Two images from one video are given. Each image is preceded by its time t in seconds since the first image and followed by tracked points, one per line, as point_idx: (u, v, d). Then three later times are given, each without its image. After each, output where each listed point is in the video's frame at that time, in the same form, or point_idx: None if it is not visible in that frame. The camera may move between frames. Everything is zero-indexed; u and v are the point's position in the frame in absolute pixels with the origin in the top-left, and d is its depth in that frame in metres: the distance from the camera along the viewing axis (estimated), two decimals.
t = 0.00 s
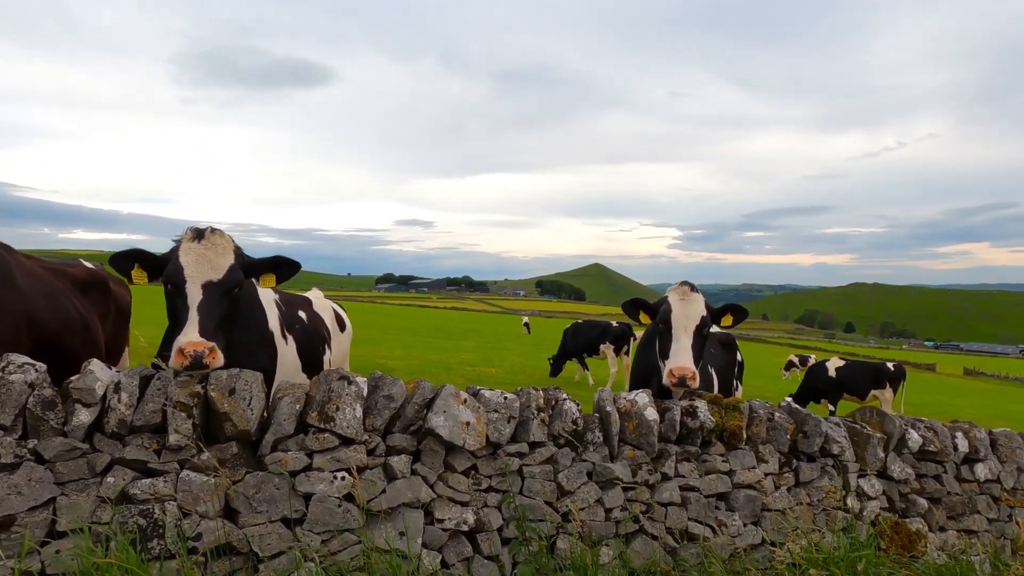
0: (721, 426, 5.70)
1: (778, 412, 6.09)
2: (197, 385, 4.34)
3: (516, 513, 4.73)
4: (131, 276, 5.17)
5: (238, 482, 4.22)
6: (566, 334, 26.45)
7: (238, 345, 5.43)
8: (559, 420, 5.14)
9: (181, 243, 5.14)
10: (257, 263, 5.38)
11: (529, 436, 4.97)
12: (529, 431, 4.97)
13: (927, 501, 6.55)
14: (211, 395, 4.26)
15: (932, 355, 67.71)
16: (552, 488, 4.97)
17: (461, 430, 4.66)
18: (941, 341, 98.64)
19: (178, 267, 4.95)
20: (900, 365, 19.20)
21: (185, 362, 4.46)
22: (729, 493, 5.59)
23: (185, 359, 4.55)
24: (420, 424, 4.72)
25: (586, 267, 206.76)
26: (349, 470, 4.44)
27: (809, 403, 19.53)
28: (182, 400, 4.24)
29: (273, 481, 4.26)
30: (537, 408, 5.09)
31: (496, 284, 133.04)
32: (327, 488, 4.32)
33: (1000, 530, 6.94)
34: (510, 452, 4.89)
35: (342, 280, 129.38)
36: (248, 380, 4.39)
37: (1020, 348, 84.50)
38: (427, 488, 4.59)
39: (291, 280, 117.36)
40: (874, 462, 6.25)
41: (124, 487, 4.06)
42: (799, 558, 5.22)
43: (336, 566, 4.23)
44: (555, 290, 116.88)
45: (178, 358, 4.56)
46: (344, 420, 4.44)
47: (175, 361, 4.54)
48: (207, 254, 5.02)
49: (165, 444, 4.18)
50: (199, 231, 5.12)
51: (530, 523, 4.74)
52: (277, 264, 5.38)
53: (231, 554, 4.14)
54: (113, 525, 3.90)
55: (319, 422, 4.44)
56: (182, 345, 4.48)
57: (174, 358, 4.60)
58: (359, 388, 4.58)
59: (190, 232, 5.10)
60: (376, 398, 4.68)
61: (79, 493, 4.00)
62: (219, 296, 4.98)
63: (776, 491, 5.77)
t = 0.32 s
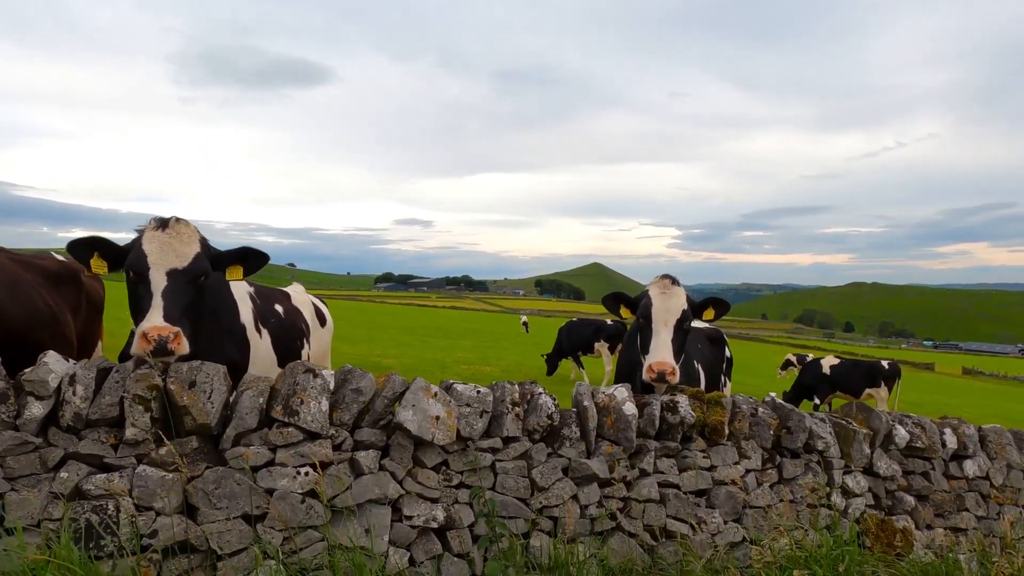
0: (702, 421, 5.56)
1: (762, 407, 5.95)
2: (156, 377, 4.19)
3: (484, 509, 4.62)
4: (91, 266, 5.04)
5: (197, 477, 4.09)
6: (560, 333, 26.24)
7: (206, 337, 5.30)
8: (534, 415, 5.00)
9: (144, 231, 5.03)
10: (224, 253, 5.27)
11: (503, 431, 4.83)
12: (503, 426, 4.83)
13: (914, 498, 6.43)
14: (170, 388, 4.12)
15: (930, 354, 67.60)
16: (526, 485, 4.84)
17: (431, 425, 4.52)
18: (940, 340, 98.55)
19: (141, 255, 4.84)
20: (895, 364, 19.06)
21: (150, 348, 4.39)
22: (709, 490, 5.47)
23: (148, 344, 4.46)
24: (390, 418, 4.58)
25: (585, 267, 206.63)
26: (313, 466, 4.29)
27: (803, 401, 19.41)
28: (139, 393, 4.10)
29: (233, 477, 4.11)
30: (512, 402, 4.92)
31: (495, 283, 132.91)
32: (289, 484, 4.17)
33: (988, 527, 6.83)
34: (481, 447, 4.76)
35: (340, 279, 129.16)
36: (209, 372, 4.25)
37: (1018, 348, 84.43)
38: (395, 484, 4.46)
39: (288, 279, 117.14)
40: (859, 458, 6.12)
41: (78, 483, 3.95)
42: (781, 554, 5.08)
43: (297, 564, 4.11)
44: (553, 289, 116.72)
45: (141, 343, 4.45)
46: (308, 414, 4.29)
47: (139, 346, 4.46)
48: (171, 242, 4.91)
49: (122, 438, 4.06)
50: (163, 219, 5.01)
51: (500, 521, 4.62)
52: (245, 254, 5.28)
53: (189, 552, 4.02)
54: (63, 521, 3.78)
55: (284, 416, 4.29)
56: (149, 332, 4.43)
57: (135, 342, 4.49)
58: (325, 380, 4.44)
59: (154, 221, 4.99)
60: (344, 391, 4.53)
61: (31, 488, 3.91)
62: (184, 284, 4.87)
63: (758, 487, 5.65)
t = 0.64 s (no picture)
0: (683, 420, 5.43)
1: (745, 406, 5.82)
2: (114, 375, 4.05)
3: (454, 511, 4.50)
4: (50, 263, 4.94)
5: (155, 478, 3.95)
6: (555, 333, 26.07)
7: (174, 335, 5.19)
8: (509, 414, 4.85)
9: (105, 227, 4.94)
10: (189, 250, 5.20)
11: (476, 430, 4.70)
12: (477, 425, 4.69)
13: (901, 499, 6.30)
14: (128, 386, 4.01)
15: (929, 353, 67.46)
16: (500, 486, 4.71)
17: (399, 424, 4.39)
18: (939, 340, 98.38)
19: (103, 250, 4.76)
20: (891, 363, 18.90)
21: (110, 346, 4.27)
22: (690, 490, 5.34)
23: (109, 341, 4.33)
24: (359, 417, 4.44)
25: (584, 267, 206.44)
26: (276, 467, 4.16)
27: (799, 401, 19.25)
28: (95, 391, 3.97)
29: (192, 478, 3.99)
30: (486, 400, 4.80)
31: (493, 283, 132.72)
32: (251, 486, 4.05)
33: (977, 528, 6.71)
34: (454, 447, 4.62)
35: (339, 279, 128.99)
36: (169, 370, 4.13)
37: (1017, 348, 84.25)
38: (363, 485, 4.33)
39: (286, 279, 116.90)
40: (846, 458, 5.99)
41: (31, 484, 3.83)
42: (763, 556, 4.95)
43: (258, 567, 3.98)
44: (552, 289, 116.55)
45: (102, 341, 4.32)
46: (272, 413, 4.15)
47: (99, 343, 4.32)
48: (133, 237, 4.84)
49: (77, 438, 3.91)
50: (125, 215, 4.95)
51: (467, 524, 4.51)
52: (211, 250, 5.22)
53: (145, 555, 3.90)
54: (12, 523, 3.64)
55: (247, 415, 4.16)
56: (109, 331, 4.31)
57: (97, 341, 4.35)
58: (290, 378, 4.31)
59: (116, 216, 4.92)
60: (312, 390, 4.40)
61: None
62: (148, 280, 4.79)
63: (741, 488, 5.53)
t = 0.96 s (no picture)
0: (662, 424, 5.30)
1: (726, 409, 5.69)
2: (67, 379, 3.92)
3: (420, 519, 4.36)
4: (8, 261, 4.80)
5: (108, 486, 3.83)
6: (548, 333, 25.92)
7: (139, 337, 5.05)
8: (481, 418, 4.71)
9: (65, 225, 4.80)
10: (154, 248, 5.08)
11: (447, 435, 4.56)
12: (447, 429, 4.55)
13: (886, 503, 6.20)
14: (81, 390, 3.88)
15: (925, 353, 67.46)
16: (470, 492, 4.59)
17: (365, 429, 4.25)
18: (935, 339, 98.42)
19: (62, 249, 4.63)
20: (884, 364, 18.78)
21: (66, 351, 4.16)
22: (667, 496, 5.23)
23: (66, 343, 4.21)
24: (324, 422, 4.31)
25: (581, 266, 206.33)
26: (236, 474, 4.02)
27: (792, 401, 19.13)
28: (46, 396, 3.85)
29: (147, 486, 3.86)
30: (458, 404, 4.66)
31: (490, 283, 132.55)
32: (208, 493, 3.90)
33: (963, 533, 6.61)
34: (423, 453, 4.50)
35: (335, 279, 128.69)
36: (125, 373, 3.99)
37: (1013, 348, 84.27)
38: (327, 493, 4.20)
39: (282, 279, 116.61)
40: (828, 462, 5.88)
41: None
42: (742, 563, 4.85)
43: None
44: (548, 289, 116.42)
45: (59, 343, 4.20)
46: (231, 418, 4.00)
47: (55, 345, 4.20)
48: (94, 235, 4.71)
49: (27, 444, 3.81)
50: (86, 212, 4.81)
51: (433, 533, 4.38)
52: (177, 249, 5.10)
53: (97, 566, 3.78)
54: None
55: (206, 420, 4.02)
56: (65, 336, 4.18)
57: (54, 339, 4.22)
58: (252, 382, 4.14)
59: (77, 214, 4.79)
60: (276, 394, 4.26)
61: None
62: (109, 280, 4.66)
63: (720, 493, 5.42)
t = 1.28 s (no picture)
0: (640, 423, 5.21)
1: (707, 408, 5.59)
2: (23, 377, 3.84)
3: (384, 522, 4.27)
4: None
5: (63, 487, 3.73)
6: (542, 333, 25.80)
7: (107, 335, 4.94)
8: (454, 417, 4.61)
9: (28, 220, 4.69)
10: (122, 243, 4.98)
11: (417, 434, 4.46)
12: (417, 429, 4.45)
13: (870, 504, 6.11)
14: (36, 389, 3.78)
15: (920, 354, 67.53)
16: (440, 493, 4.49)
17: (331, 429, 4.16)
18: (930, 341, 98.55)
19: (26, 243, 4.52)
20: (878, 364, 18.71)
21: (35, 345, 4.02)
22: (645, 497, 5.13)
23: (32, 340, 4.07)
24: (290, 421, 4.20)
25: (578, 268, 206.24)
26: (197, 474, 3.92)
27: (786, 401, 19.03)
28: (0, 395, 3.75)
29: (104, 486, 3.76)
30: (430, 403, 4.55)
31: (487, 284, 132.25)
32: (167, 494, 3.80)
33: (948, 534, 6.53)
34: (392, 453, 4.40)
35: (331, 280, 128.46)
36: (83, 372, 3.88)
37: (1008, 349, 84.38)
38: (291, 494, 4.10)
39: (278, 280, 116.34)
40: (811, 462, 5.78)
41: None
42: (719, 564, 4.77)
43: None
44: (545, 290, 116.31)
45: (25, 339, 4.06)
46: (193, 417, 3.90)
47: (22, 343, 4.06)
48: (58, 229, 4.60)
49: None
50: (50, 207, 4.71)
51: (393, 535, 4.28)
52: (144, 244, 5.01)
53: (50, 569, 3.68)
54: None
55: (167, 419, 3.91)
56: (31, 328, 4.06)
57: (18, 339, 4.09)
58: (215, 380, 4.05)
59: (40, 209, 4.69)
60: (241, 392, 4.16)
61: None
62: (75, 274, 4.56)
63: (699, 494, 5.33)
